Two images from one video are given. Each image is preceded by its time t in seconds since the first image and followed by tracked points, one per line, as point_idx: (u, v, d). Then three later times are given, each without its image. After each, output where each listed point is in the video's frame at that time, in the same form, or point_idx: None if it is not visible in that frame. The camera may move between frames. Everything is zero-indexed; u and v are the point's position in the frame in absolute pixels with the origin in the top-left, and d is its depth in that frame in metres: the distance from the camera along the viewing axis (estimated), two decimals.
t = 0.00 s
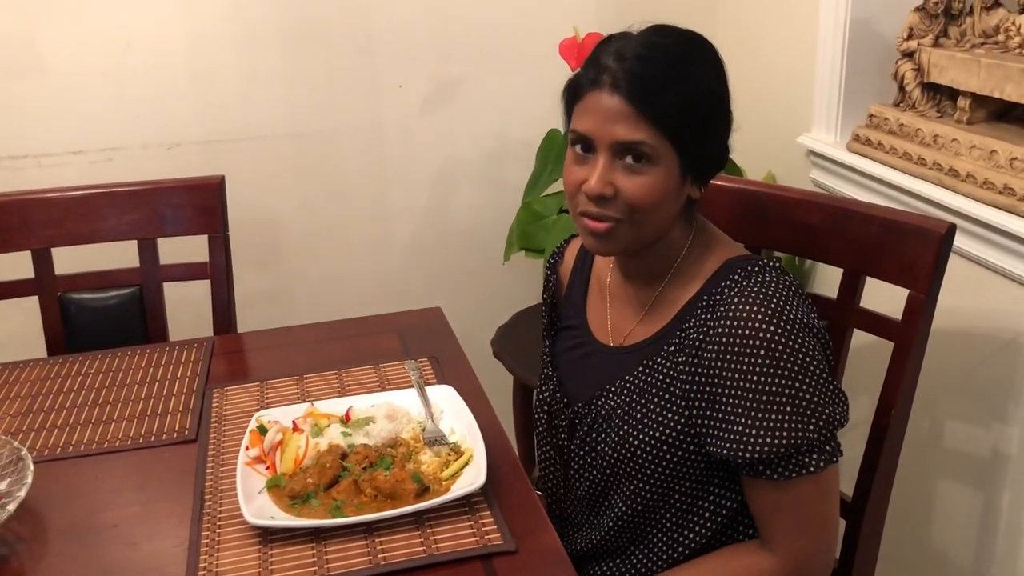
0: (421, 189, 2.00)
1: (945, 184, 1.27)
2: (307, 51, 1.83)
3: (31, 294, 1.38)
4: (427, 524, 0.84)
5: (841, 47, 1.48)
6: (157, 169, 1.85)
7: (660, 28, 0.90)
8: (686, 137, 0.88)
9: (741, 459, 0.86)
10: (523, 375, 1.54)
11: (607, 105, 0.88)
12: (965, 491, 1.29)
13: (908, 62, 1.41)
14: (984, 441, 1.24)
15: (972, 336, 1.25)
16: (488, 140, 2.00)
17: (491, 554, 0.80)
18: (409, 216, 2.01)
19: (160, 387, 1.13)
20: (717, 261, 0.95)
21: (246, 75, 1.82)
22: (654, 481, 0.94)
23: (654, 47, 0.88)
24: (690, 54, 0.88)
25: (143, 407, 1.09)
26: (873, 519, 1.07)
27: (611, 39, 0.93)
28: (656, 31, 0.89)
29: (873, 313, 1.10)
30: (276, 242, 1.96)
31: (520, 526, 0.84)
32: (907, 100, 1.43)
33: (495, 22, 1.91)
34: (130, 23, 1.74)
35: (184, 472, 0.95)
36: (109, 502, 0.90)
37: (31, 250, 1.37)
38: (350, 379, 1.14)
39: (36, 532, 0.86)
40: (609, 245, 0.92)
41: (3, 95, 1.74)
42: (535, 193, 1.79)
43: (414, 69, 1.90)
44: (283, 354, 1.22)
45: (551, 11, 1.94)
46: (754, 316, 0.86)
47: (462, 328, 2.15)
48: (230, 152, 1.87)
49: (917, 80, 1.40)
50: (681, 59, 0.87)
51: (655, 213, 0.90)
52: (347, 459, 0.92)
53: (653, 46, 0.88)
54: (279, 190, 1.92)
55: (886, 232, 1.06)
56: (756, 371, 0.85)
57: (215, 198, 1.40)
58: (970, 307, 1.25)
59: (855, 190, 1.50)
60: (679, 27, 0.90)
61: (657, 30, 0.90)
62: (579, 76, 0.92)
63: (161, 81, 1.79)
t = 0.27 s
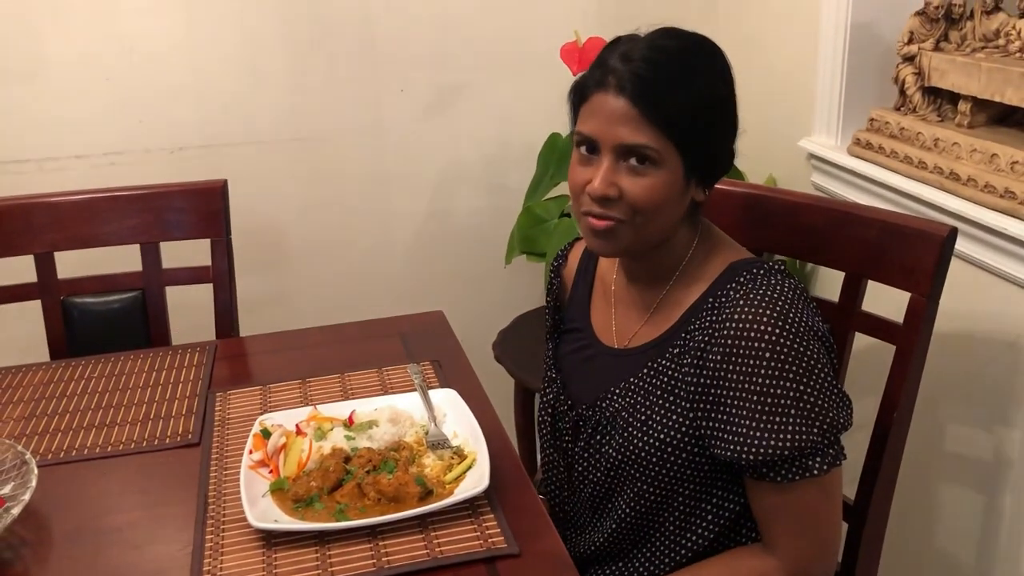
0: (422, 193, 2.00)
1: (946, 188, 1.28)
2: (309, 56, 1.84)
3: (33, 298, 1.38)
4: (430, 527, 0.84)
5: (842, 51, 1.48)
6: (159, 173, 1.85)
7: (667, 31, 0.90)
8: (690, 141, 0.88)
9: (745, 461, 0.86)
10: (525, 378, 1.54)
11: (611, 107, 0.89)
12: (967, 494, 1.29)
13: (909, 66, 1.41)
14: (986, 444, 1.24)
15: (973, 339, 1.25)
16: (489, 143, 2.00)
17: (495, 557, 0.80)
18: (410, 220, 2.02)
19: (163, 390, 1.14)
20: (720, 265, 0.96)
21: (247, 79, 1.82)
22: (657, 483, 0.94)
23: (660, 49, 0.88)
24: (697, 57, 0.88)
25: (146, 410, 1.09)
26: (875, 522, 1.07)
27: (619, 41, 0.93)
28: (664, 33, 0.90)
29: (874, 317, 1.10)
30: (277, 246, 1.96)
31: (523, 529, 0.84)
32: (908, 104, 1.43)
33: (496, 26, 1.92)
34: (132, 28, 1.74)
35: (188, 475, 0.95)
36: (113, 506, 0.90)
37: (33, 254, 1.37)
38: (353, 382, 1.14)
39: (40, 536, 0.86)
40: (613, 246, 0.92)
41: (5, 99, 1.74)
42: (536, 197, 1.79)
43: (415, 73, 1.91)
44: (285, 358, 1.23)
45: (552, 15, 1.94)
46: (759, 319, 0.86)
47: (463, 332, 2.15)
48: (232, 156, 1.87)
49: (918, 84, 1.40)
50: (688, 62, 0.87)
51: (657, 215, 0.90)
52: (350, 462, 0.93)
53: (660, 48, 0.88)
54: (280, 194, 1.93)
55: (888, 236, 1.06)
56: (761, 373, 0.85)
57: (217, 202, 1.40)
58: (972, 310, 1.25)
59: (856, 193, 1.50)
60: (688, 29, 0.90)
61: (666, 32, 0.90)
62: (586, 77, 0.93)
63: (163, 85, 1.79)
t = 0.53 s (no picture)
0: (421, 196, 2.00)
1: (944, 190, 1.28)
2: (307, 59, 1.84)
3: (32, 302, 1.38)
4: (431, 529, 0.85)
5: (840, 53, 1.49)
6: (158, 177, 1.85)
7: (662, 34, 0.90)
8: (682, 144, 0.88)
9: (746, 464, 0.86)
10: (524, 381, 1.54)
11: (601, 111, 0.89)
12: (966, 495, 1.29)
13: (906, 68, 1.41)
14: (985, 445, 1.24)
15: (972, 341, 1.25)
16: (487, 147, 2.01)
17: (495, 559, 0.80)
18: (409, 223, 2.02)
19: (163, 394, 1.14)
20: (720, 267, 0.96)
21: (245, 83, 1.83)
22: (658, 485, 0.94)
23: (651, 53, 0.88)
24: (690, 60, 0.88)
25: (146, 414, 1.09)
26: (875, 523, 1.07)
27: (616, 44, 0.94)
28: (656, 37, 0.89)
29: (873, 319, 1.10)
30: (276, 249, 1.96)
31: (523, 530, 0.84)
32: (906, 106, 1.43)
33: (494, 29, 1.92)
34: (130, 31, 1.74)
35: (188, 479, 0.95)
36: (113, 509, 0.90)
37: (32, 258, 1.37)
38: (352, 385, 1.14)
39: (40, 540, 0.86)
40: (606, 248, 0.93)
41: (4, 103, 1.74)
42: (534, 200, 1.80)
43: (414, 76, 1.91)
44: (285, 361, 1.23)
45: (550, 18, 1.95)
46: (760, 322, 0.87)
47: (462, 334, 2.15)
48: (230, 160, 1.87)
49: (916, 86, 1.40)
50: (679, 65, 0.87)
51: (649, 218, 0.90)
52: (351, 464, 0.93)
53: (650, 52, 0.88)
54: (279, 197, 1.93)
55: (886, 237, 1.06)
56: (762, 376, 0.85)
57: (217, 205, 1.40)
58: (970, 312, 1.25)
59: (854, 196, 1.50)
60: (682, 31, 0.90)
61: (658, 35, 0.90)
62: (579, 82, 0.93)
63: (162, 89, 1.79)
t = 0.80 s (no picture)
0: (417, 197, 2.00)
1: (938, 188, 1.28)
2: (302, 60, 1.84)
3: (27, 305, 1.38)
4: (427, 530, 0.84)
5: (833, 53, 1.49)
6: (153, 179, 1.85)
7: (645, 36, 0.90)
8: (664, 145, 0.88)
9: (743, 463, 0.86)
10: (520, 382, 1.54)
11: (581, 114, 0.90)
12: (962, 493, 1.29)
13: (900, 67, 1.42)
14: (980, 443, 1.24)
15: (966, 339, 1.26)
16: (483, 147, 2.01)
17: (492, 559, 0.80)
18: (404, 224, 2.02)
19: (159, 396, 1.13)
20: (715, 266, 0.96)
21: (240, 84, 1.82)
22: (655, 484, 0.94)
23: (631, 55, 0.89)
24: (671, 61, 0.88)
25: (142, 416, 1.09)
26: (871, 522, 1.07)
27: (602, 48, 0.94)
28: (638, 39, 0.90)
29: (868, 317, 1.10)
30: (272, 251, 1.96)
31: (519, 530, 0.84)
32: (900, 104, 1.44)
33: (489, 30, 1.92)
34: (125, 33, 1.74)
35: (183, 481, 0.95)
36: (108, 512, 0.90)
37: (27, 260, 1.37)
38: (348, 387, 1.14)
39: (35, 543, 0.85)
40: (590, 250, 0.93)
41: None
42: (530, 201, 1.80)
43: (409, 77, 1.91)
44: (280, 363, 1.23)
45: (544, 19, 1.95)
46: (757, 321, 0.87)
47: (459, 335, 2.15)
48: (225, 161, 1.87)
49: (909, 85, 1.41)
50: (659, 65, 0.87)
51: (630, 220, 0.90)
52: (346, 466, 0.92)
53: (630, 55, 0.89)
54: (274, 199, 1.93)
55: (881, 236, 1.06)
56: (758, 375, 0.85)
57: (211, 207, 1.40)
58: (964, 310, 1.26)
59: (849, 194, 1.51)
60: (665, 33, 0.90)
61: (640, 38, 0.90)
62: (564, 86, 0.94)
63: (157, 90, 1.79)
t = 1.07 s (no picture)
0: (412, 196, 2.00)
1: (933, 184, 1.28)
2: (297, 60, 1.84)
3: (22, 306, 1.37)
4: (423, 529, 0.84)
5: (828, 50, 1.49)
6: (148, 179, 1.84)
7: (624, 37, 0.90)
8: (642, 144, 0.88)
9: (740, 461, 0.86)
10: (517, 380, 1.54)
11: (559, 117, 0.90)
12: (958, 489, 1.30)
13: (895, 64, 1.42)
14: (976, 439, 1.25)
15: (962, 335, 1.26)
16: (478, 146, 2.00)
17: (488, 558, 0.80)
18: (400, 223, 2.02)
19: (155, 397, 1.13)
20: (711, 265, 0.96)
21: (235, 84, 1.82)
22: (651, 481, 0.94)
23: (609, 58, 0.88)
24: (648, 60, 0.87)
25: (137, 417, 1.08)
26: (867, 519, 1.07)
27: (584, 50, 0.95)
28: (617, 41, 0.90)
29: (863, 314, 1.10)
30: (267, 250, 1.96)
31: (516, 529, 0.84)
32: (894, 101, 1.44)
33: (483, 28, 1.92)
34: (119, 33, 1.74)
35: (179, 481, 0.95)
36: (102, 513, 0.90)
37: (21, 261, 1.37)
38: (344, 386, 1.14)
39: (30, 544, 0.85)
40: (578, 250, 0.94)
41: None
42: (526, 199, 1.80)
43: (404, 76, 1.90)
44: (275, 362, 1.22)
45: (539, 17, 1.95)
46: (752, 319, 0.87)
47: (455, 334, 2.15)
48: (220, 161, 1.87)
49: (904, 81, 1.41)
50: (635, 65, 0.87)
51: (614, 220, 0.91)
52: (342, 465, 0.92)
53: (609, 57, 0.88)
54: (270, 198, 1.92)
55: (876, 233, 1.06)
56: (755, 373, 0.85)
57: (206, 207, 1.40)
58: (960, 306, 1.26)
59: (843, 192, 1.51)
60: (644, 33, 0.89)
61: (620, 39, 0.90)
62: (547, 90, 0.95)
63: (151, 90, 1.78)
